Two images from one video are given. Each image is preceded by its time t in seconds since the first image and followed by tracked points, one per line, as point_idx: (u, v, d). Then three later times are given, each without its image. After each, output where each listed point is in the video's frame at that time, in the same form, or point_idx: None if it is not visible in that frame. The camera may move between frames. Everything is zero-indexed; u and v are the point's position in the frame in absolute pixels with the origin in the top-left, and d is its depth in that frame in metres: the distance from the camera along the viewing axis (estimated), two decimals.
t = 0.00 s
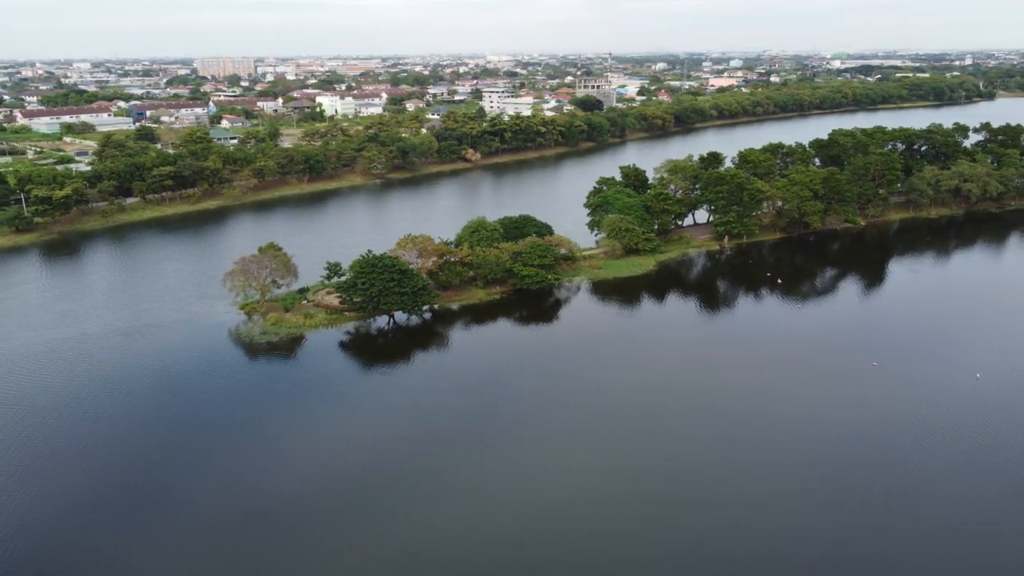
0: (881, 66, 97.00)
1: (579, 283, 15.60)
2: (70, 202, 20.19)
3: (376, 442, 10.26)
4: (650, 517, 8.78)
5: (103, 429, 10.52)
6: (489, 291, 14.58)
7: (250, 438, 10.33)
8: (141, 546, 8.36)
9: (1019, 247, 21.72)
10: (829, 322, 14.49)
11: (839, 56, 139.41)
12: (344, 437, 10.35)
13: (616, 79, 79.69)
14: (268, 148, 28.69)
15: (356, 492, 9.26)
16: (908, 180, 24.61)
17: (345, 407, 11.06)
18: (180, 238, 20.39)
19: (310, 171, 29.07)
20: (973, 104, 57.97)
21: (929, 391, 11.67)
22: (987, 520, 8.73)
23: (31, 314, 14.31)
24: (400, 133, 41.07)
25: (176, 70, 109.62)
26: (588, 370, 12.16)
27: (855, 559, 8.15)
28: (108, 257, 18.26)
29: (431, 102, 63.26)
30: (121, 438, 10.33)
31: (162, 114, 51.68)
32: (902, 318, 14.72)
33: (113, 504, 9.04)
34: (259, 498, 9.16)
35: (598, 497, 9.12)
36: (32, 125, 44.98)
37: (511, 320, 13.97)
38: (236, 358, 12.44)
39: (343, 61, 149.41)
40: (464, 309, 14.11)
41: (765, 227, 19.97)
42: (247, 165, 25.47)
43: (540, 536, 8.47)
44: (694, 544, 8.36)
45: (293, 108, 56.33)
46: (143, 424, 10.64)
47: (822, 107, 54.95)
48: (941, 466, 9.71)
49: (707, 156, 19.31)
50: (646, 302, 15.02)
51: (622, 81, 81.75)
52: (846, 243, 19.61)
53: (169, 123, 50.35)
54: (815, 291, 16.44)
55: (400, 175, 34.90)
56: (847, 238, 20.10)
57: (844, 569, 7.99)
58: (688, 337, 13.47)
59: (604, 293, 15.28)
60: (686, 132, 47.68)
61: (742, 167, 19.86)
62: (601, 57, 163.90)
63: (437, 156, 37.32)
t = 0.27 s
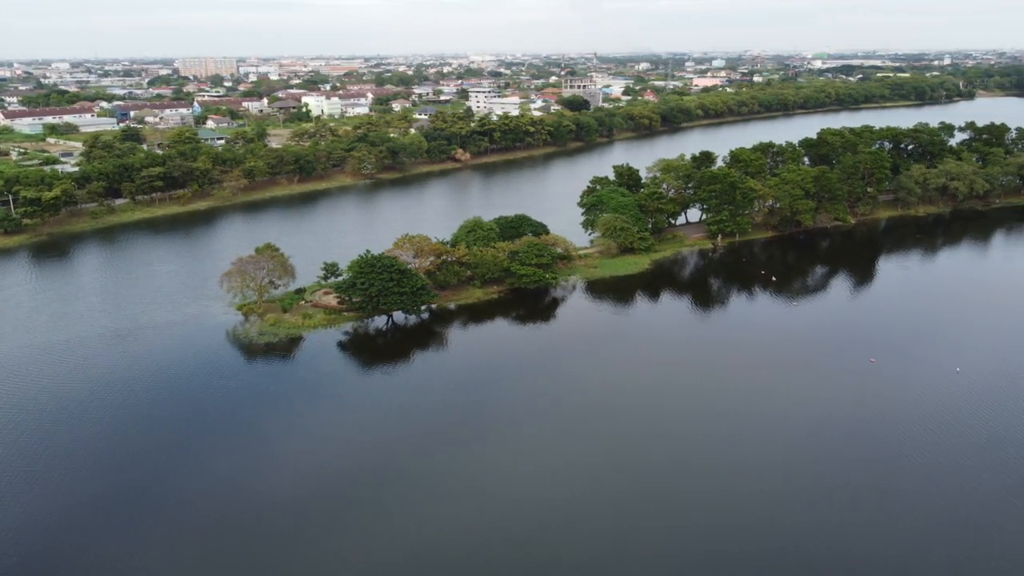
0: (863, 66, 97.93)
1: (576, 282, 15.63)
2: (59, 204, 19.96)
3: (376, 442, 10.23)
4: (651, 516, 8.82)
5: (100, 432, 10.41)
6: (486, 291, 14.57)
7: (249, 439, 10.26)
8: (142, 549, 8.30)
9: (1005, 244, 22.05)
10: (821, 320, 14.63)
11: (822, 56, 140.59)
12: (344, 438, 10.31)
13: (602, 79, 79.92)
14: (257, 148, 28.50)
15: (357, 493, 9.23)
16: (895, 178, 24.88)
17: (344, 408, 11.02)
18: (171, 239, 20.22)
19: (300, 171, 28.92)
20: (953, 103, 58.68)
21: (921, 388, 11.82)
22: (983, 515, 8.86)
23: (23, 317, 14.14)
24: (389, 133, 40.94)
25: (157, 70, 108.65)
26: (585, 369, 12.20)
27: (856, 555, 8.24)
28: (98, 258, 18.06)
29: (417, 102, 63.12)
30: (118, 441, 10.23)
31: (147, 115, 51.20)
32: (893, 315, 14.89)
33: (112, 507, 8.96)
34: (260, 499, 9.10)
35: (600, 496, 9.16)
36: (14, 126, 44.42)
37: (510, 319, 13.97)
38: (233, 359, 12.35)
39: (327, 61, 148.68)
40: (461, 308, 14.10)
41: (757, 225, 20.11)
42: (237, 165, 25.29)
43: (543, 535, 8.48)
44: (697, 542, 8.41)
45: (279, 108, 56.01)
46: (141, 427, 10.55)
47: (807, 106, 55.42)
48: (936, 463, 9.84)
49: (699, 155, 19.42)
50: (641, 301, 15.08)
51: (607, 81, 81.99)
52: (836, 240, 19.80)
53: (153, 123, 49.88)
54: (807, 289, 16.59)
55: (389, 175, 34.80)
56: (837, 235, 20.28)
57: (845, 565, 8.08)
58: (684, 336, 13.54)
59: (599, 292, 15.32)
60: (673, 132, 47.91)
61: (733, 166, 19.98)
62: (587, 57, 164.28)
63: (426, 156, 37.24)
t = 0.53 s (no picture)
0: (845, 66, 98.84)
1: (572, 281, 15.67)
2: (48, 205, 19.72)
3: (377, 443, 10.19)
4: (655, 514, 8.86)
5: (97, 435, 10.31)
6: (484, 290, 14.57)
7: (249, 440, 10.20)
8: (144, 553, 8.22)
9: (991, 242, 22.35)
10: (814, 317, 14.75)
11: (804, 56, 141.71)
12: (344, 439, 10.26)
13: (587, 79, 80.12)
14: (246, 149, 28.31)
15: (360, 494, 9.19)
16: (884, 177, 25.16)
17: (343, 409, 10.97)
18: (162, 240, 20.05)
19: (290, 172, 28.76)
20: (934, 103, 59.38)
21: (915, 384, 11.96)
22: (980, 509, 8.99)
23: (15, 320, 13.95)
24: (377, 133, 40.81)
25: (138, 69, 107.63)
26: (583, 369, 12.23)
27: (857, 551, 8.32)
28: (88, 260, 17.87)
29: (404, 102, 62.96)
30: (116, 444, 10.13)
31: (131, 116, 50.70)
32: (884, 312, 15.05)
33: (112, 511, 8.87)
34: (262, 502, 9.05)
35: (603, 495, 9.20)
36: None
37: (509, 318, 13.97)
38: (230, 360, 12.26)
39: (311, 61, 148.07)
40: (459, 308, 14.08)
41: (749, 224, 20.25)
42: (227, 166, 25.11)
43: (547, 534, 8.50)
44: (700, 539, 8.47)
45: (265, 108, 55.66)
46: (138, 429, 10.45)
47: (791, 106, 55.90)
48: (933, 458, 9.97)
49: (691, 155, 19.53)
50: (637, 300, 15.14)
51: (593, 81, 82.20)
52: (826, 238, 19.99)
53: (138, 124, 49.41)
54: (799, 287, 16.72)
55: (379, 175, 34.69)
56: (827, 233, 20.47)
57: (847, 561, 8.17)
58: (679, 335, 13.61)
59: (595, 291, 15.36)
60: (660, 132, 48.14)
61: (725, 165, 20.11)
62: (573, 57, 164.61)
63: (415, 156, 37.15)
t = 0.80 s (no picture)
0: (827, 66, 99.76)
1: (568, 281, 15.70)
2: (36, 207, 19.46)
3: (378, 443, 10.17)
4: (658, 513, 8.90)
5: (95, 438, 10.20)
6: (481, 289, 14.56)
7: (249, 442, 10.13)
8: (147, 557, 8.15)
9: (977, 239, 22.66)
10: (807, 315, 14.89)
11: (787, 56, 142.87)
12: (345, 440, 10.22)
13: (572, 80, 80.30)
14: (235, 149, 28.11)
15: (364, 495, 9.17)
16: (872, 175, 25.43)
17: (343, 409, 10.92)
18: (153, 242, 19.87)
19: (279, 172, 28.59)
20: (915, 102, 60.09)
21: (908, 381, 12.10)
22: (977, 504, 9.12)
23: (7, 322, 13.78)
24: (365, 133, 40.66)
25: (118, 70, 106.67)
26: (580, 368, 12.26)
27: (859, 546, 8.41)
28: (77, 262, 17.65)
29: (390, 103, 62.77)
30: (114, 447, 10.03)
31: (114, 117, 50.23)
32: (876, 309, 15.23)
33: (113, 515, 8.79)
34: (265, 504, 9.00)
35: (607, 492, 9.25)
36: None
37: (507, 318, 13.98)
38: (227, 362, 12.17)
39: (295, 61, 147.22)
40: (456, 308, 14.06)
41: (741, 222, 20.38)
42: (216, 166, 24.93)
43: (552, 533, 8.52)
44: (704, 536, 8.53)
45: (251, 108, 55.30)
46: (136, 433, 10.36)
47: (775, 106, 56.34)
48: (929, 453, 10.10)
49: (683, 154, 19.63)
50: (633, 299, 15.20)
51: (577, 81, 82.40)
52: (817, 236, 20.16)
53: (121, 125, 48.92)
54: (792, 285, 16.87)
55: (369, 175, 34.57)
56: (817, 231, 20.65)
57: (850, 556, 8.25)
58: (675, 334, 13.69)
59: (591, 290, 15.40)
60: (646, 131, 48.35)
61: (716, 164, 20.22)
62: (559, 57, 164.85)
63: (405, 156, 37.06)
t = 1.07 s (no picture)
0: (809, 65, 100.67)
1: (564, 279, 15.74)
2: (24, 208, 19.23)
3: (380, 444, 10.16)
4: (661, 510, 8.96)
5: (93, 441, 10.10)
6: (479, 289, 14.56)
7: (250, 444, 10.08)
8: (150, 560, 8.09)
9: (964, 237, 22.96)
10: (800, 313, 15.04)
11: (771, 56, 144.04)
12: (347, 440, 10.20)
13: (558, 80, 80.44)
14: (224, 150, 27.91)
15: (368, 496, 9.15)
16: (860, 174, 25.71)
17: (343, 410, 10.89)
18: (144, 243, 19.70)
19: (269, 173, 28.42)
20: (896, 102, 60.80)
21: (902, 377, 12.26)
22: (974, 497, 9.26)
23: None
24: (354, 134, 40.51)
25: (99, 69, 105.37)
26: (578, 367, 12.31)
27: (860, 541, 8.52)
28: (68, 264, 17.47)
29: (376, 103, 62.55)
30: (113, 450, 9.94)
31: (97, 117, 49.66)
32: (868, 307, 15.40)
33: (114, 518, 8.70)
34: (268, 505, 8.96)
35: (609, 489, 9.32)
36: None
37: (505, 317, 13.98)
38: (224, 363, 12.09)
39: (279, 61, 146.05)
40: (454, 307, 14.06)
41: (733, 221, 20.52)
42: (205, 167, 24.75)
43: (556, 532, 8.55)
44: (707, 533, 8.59)
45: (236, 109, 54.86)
46: (135, 435, 10.27)
47: (759, 105, 56.75)
48: (925, 448, 10.24)
49: (675, 153, 19.75)
50: (629, 298, 15.26)
51: (563, 81, 82.52)
52: (808, 234, 20.35)
53: (105, 125, 48.37)
54: (784, 283, 17.01)
55: (359, 175, 34.46)
56: (808, 229, 20.85)
57: (851, 551, 8.35)
58: (670, 333, 13.78)
59: (587, 289, 15.45)
60: (633, 131, 48.54)
61: (708, 164, 20.35)
62: (544, 57, 165.08)
63: (394, 156, 36.97)
